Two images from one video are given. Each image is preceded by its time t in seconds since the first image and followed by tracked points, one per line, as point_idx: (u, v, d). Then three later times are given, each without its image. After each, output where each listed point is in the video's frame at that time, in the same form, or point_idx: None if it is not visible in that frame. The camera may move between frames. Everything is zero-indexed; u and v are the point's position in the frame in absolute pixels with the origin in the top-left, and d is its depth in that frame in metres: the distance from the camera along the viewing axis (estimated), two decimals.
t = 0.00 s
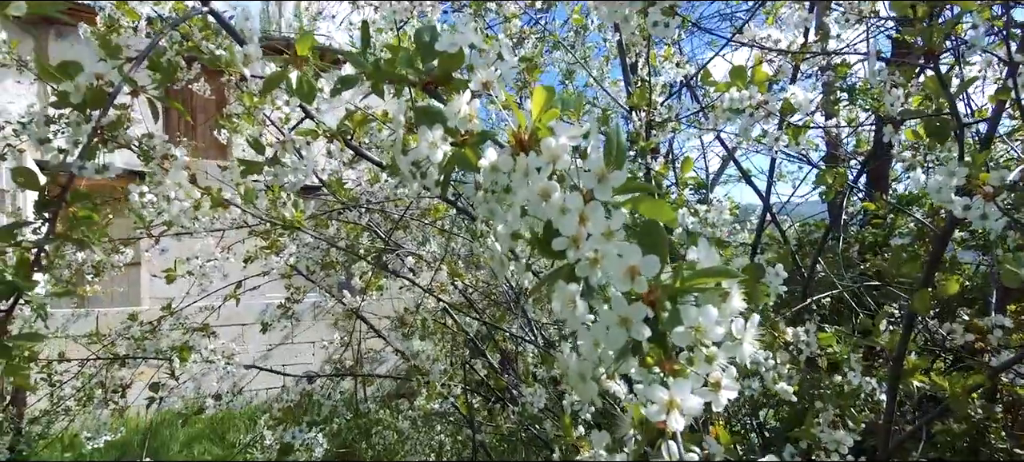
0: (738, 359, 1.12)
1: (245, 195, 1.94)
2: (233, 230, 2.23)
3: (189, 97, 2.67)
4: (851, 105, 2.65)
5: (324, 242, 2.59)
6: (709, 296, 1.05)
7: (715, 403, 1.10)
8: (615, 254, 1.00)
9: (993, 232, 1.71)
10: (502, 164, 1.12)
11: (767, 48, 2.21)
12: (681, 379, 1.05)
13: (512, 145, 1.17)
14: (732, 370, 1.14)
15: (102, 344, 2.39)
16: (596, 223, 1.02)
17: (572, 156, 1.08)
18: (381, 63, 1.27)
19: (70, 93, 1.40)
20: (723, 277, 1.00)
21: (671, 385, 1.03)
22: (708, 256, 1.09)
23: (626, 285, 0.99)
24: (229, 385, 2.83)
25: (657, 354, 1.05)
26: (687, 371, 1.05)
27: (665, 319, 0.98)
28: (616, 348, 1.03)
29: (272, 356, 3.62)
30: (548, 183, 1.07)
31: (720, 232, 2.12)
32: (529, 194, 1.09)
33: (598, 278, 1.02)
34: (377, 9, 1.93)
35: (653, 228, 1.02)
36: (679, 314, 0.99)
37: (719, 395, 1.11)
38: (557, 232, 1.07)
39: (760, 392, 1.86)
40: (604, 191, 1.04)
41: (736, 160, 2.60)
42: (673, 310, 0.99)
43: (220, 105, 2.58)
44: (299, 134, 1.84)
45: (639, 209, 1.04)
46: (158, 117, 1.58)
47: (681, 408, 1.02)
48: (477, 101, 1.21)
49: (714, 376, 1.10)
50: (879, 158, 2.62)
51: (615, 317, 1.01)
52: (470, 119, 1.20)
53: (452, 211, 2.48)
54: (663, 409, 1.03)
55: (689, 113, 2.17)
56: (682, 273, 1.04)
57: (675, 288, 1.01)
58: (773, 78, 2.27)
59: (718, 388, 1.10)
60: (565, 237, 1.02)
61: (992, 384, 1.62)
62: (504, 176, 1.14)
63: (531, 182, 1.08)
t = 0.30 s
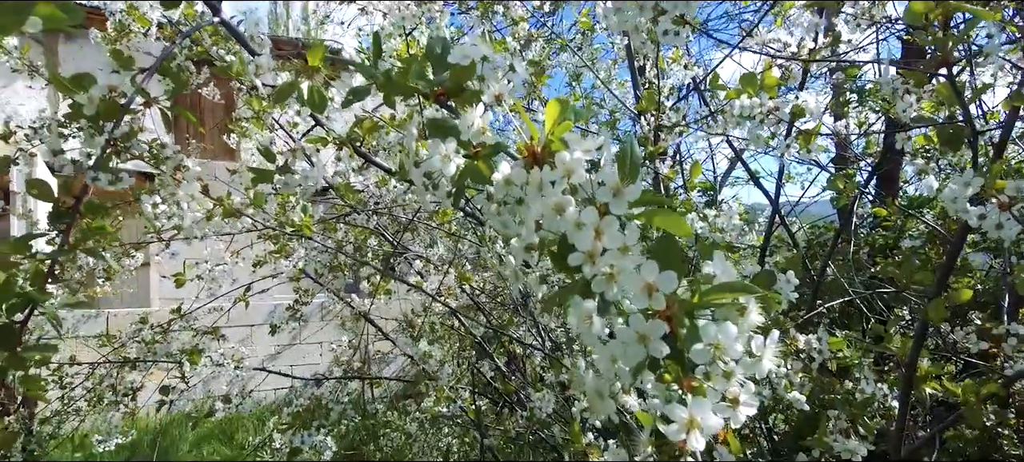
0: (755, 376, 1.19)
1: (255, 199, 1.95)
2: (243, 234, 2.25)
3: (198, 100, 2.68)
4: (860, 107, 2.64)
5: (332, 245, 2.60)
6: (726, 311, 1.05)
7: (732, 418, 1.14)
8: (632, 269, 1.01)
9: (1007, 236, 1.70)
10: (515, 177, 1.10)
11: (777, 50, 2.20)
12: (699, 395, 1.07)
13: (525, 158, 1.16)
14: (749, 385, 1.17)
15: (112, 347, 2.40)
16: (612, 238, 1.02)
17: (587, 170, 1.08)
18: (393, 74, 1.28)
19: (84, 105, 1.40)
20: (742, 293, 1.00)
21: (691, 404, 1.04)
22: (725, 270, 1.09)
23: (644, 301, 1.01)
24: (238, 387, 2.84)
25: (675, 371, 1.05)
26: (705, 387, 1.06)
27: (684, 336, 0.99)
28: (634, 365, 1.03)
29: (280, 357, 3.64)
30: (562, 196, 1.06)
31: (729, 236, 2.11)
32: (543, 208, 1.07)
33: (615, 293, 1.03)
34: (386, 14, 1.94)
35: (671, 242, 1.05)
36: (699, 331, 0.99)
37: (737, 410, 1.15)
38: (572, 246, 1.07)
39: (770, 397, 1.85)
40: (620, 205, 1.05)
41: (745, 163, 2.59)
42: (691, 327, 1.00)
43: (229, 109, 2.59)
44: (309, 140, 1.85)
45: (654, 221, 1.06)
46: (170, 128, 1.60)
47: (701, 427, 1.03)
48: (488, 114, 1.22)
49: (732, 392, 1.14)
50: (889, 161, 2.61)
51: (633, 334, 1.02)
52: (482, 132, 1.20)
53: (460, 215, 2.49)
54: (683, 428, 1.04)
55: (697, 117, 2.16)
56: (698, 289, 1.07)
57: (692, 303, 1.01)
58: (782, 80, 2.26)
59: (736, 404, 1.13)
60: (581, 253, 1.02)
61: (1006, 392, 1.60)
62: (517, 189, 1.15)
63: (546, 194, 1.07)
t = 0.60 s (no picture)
0: (780, 396, 1.15)
1: (266, 202, 1.96)
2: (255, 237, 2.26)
3: (209, 104, 2.70)
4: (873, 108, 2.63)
5: (343, 247, 2.62)
6: (748, 331, 1.04)
7: (756, 440, 1.10)
8: (654, 289, 1.01)
9: None
10: (535, 193, 1.11)
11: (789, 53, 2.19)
12: (723, 419, 1.04)
13: (542, 171, 1.17)
14: (772, 405, 1.14)
15: (126, 349, 2.42)
16: (633, 256, 1.02)
17: (606, 187, 1.09)
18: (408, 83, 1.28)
19: (103, 116, 1.41)
20: (767, 313, 0.96)
21: (716, 428, 1.02)
22: (746, 287, 1.07)
23: (667, 322, 1.00)
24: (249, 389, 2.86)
25: (697, 392, 1.01)
26: (728, 408, 1.04)
27: (708, 357, 0.98)
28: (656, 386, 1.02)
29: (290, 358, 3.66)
30: (581, 212, 1.06)
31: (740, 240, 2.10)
32: (562, 224, 1.07)
33: (636, 312, 1.02)
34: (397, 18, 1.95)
35: (693, 260, 1.03)
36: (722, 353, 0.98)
37: (761, 431, 1.12)
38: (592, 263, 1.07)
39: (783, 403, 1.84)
40: (640, 222, 1.04)
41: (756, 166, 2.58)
42: (714, 346, 0.99)
43: (241, 113, 2.61)
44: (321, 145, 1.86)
45: (673, 236, 1.05)
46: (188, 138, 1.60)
47: (726, 452, 1.01)
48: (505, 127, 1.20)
49: (755, 411, 1.11)
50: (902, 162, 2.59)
51: (655, 355, 1.00)
52: (499, 146, 1.19)
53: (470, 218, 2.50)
54: (707, 452, 1.01)
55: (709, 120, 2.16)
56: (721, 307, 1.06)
57: (715, 323, 1.00)
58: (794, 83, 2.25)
59: (759, 424, 1.11)
60: (602, 271, 1.02)
61: None
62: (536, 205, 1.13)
63: (565, 210, 1.08)
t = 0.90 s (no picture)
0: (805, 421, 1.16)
1: (279, 209, 1.97)
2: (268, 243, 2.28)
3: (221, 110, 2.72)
4: (885, 112, 2.60)
5: (354, 252, 2.62)
6: (773, 355, 1.04)
7: None
8: (678, 316, 1.01)
9: None
10: (556, 215, 1.10)
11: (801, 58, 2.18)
12: (749, 447, 1.04)
13: (561, 191, 1.15)
14: (798, 430, 1.13)
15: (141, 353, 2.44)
16: (655, 281, 1.03)
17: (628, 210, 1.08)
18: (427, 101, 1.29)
19: (123, 131, 1.42)
20: (793, 340, 0.98)
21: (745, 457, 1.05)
22: (771, 312, 1.10)
23: (692, 349, 1.00)
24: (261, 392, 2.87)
25: (723, 419, 1.01)
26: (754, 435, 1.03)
27: (735, 386, 0.97)
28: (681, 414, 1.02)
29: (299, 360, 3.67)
30: (603, 236, 1.08)
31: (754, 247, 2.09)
32: (585, 248, 1.09)
33: (660, 337, 1.02)
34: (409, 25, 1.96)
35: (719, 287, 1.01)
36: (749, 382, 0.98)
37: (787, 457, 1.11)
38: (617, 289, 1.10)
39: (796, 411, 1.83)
40: (664, 246, 1.05)
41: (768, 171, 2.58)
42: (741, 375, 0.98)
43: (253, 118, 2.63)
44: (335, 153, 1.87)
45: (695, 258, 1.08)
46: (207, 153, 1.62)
47: None
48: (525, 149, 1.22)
49: (780, 437, 1.09)
50: (915, 167, 2.58)
51: (681, 383, 1.00)
52: (520, 167, 1.20)
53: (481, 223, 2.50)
54: None
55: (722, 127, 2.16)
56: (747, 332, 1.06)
57: (740, 349, 1.00)
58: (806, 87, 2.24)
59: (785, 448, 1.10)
60: (625, 297, 1.05)
61: None
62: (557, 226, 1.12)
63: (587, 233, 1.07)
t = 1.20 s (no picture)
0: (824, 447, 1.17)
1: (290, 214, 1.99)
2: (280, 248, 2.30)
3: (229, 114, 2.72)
4: (897, 114, 2.56)
5: (363, 256, 2.64)
6: (788, 378, 1.06)
7: None
8: (692, 339, 1.01)
9: None
10: (570, 235, 1.12)
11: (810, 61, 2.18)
12: None
13: (575, 209, 1.19)
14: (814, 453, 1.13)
15: (152, 356, 2.45)
16: (669, 302, 1.03)
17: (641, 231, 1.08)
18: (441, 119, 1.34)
19: (141, 148, 1.49)
20: (808, 364, 1.00)
21: None
22: (786, 334, 1.11)
23: (707, 372, 1.00)
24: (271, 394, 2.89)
25: (738, 441, 1.03)
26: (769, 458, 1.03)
27: (750, 410, 0.98)
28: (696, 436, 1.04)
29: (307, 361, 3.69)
30: (617, 256, 1.09)
31: (764, 253, 2.09)
32: (599, 269, 1.11)
33: (675, 359, 1.03)
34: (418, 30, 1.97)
35: (736, 311, 1.02)
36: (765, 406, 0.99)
37: None
38: (631, 310, 1.10)
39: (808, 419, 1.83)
40: (678, 268, 1.06)
41: (777, 175, 2.56)
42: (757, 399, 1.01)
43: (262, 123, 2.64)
44: (346, 159, 1.89)
45: (709, 277, 1.08)
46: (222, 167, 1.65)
47: None
48: (538, 166, 1.22)
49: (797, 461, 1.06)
50: (928, 170, 2.55)
51: (697, 406, 1.02)
52: (533, 186, 1.19)
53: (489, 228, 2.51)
54: None
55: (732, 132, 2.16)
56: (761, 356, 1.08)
57: (755, 372, 1.02)
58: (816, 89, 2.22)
59: None
60: (640, 319, 1.05)
61: None
62: (571, 246, 1.14)
63: (601, 256, 1.10)
